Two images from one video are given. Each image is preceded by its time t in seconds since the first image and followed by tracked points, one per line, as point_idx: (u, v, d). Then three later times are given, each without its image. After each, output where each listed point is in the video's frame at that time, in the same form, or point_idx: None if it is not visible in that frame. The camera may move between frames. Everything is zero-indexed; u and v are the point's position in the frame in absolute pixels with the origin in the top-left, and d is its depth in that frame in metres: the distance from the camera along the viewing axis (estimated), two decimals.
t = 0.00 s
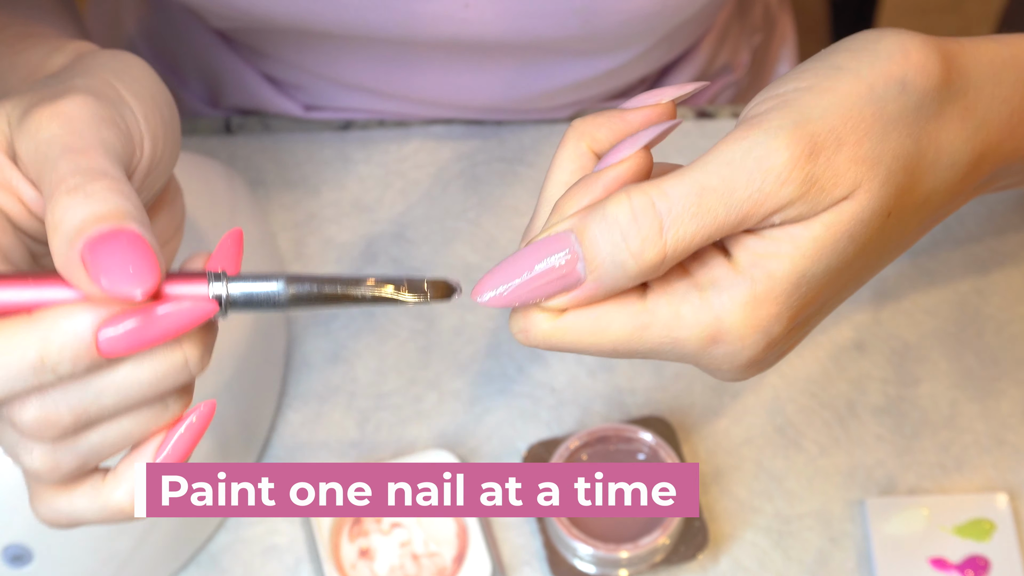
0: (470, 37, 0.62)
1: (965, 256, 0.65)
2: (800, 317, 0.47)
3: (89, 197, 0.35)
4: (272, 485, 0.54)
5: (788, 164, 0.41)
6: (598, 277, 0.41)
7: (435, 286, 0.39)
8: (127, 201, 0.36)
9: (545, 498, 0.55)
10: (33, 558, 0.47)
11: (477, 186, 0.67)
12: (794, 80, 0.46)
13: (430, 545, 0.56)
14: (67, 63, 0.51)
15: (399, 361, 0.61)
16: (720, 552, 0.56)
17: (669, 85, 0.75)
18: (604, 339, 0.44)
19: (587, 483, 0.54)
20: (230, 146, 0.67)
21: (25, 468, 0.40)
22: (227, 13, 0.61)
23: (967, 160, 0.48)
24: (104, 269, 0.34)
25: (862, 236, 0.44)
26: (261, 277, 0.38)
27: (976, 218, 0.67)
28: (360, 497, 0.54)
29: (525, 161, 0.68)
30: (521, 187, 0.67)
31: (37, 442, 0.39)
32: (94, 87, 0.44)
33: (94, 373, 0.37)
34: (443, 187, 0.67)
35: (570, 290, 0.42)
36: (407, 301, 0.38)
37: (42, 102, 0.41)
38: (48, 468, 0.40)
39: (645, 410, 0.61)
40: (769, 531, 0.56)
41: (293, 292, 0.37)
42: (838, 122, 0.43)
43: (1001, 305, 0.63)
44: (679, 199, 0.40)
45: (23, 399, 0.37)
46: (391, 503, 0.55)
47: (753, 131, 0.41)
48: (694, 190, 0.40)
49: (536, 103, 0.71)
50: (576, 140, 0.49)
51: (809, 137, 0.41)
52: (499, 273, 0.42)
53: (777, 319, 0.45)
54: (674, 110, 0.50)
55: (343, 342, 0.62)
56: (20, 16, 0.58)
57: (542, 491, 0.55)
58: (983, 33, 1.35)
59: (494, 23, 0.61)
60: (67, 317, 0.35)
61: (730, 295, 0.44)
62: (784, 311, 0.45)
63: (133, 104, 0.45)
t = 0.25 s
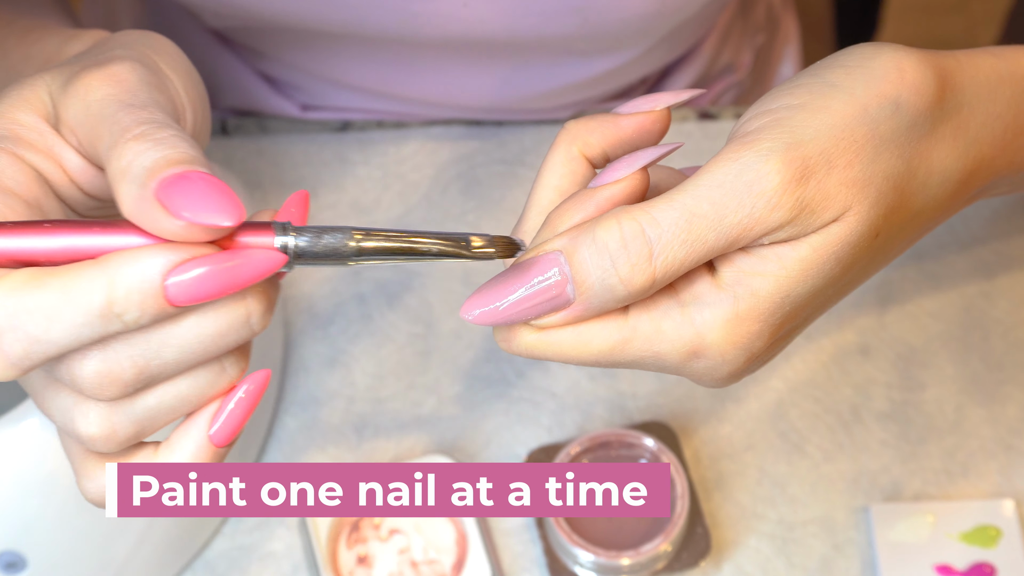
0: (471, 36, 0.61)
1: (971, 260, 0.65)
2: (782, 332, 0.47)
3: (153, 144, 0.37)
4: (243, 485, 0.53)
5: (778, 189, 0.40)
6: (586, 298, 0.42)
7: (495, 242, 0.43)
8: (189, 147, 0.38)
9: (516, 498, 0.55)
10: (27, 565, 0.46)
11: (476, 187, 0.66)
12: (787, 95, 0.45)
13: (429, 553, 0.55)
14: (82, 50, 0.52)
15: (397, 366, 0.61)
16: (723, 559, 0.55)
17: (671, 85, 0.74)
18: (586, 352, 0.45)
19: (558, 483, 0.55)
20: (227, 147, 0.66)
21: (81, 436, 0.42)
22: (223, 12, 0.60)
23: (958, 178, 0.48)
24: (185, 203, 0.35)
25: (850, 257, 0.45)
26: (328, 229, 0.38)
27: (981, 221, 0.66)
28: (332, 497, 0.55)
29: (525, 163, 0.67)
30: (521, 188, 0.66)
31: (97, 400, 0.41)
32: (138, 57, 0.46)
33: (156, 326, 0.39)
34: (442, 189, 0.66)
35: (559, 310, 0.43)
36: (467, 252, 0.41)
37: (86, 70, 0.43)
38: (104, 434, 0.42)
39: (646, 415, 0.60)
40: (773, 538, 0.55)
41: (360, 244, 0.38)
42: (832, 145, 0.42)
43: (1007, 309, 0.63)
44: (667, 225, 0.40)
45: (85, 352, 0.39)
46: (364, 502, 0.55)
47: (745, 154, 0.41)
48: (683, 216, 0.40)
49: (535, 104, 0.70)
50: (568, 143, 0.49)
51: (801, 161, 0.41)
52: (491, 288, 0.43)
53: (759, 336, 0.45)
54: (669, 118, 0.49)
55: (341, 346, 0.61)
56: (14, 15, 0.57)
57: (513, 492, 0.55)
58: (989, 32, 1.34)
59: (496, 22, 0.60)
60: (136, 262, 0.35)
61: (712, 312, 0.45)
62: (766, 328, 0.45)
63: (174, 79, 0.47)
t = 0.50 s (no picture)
0: (471, 36, 0.61)
1: (976, 263, 0.64)
2: (783, 337, 0.46)
3: (183, 146, 0.36)
4: (243, 485, 0.51)
5: (777, 190, 0.40)
6: (584, 299, 0.41)
7: (520, 250, 0.39)
8: (220, 150, 0.36)
9: (517, 498, 0.55)
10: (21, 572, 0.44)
11: (476, 190, 0.65)
12: (788, 95, 0.44)
13: (428, 560, 0.54)
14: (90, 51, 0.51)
15: (396, 370, 0.60)
16: (725, 567, 0.54)
17: (673, 86, 0.73)
18: (584, 355, 0.45)
19: (558, 483, 0.54)
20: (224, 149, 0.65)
21: (100, 439, 0.41)
22: (219, 12, 0.60)
23: (961, 179, 0.47)
24: (220, 206, 0.33)
25: (852, 260, 0.44)
26: (358, 233, 0.35)
27: (987, 224, 0.65)
28: (332, 497, 0.54)
29: (525, 165, 0.67)
30: (521, 191, 0.65)
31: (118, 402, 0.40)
32: (156, 57, 0.45)
33: (185, 330, 0.37)
34: (441, 191, 0.65)
35: (557, 311, 0.42)
36: (495, 262, 0.38)
37: (107, 71, 0.42)
38: (124, 437, 0.41)
39: (648, 420, 0.59)
40: (777, 544, 0.54)
41: (391, 252, 0.35)
42: (832, 145, 0.42)
43: (1013, 312, 0.62)
44: (663, 226, 0.40)
45: (112, 354, 0.38)
46: (363, 503, 0.54)
47: (743, 154, 0.40)
48: (680, 217, 0.40)
49: (534, 105, 0.69)
50: (569, 144, 0.48)
51: (800, 162, 0.40)
52: (488, 290, 0.42)
53: (759, 340, 0.45)
54: (671, 118, 0.48)
55: (339, 350, 0.61)
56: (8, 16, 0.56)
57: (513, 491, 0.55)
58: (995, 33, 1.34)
59: (496, 23, 0.59)
60: (170, 263, 0.33)
61: (711, 316, 0.44)
62: (768, 332, 0.45)
63: (191, 79, 0.46)
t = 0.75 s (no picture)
0: (472, 37, 0.60)
1: (982, 266, 0.63)
2: (787, 342, 0.46)
3: (192, 148, 0.35)
4: (243, 484, 0.50)
5: (781, 193, 0.39)
6: (586, 303, 0.41)
7: (526, 257, 0.39)
8: (229, 153, 0.35)
9: (516, 498, 0.54)
10: None
11: (476, 192, 0.65)
12: (793, 97, 0.44)
13: (427, 567, 0.53)
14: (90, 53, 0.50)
15: (395, 375, 0.59)
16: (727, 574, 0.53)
17: (675, 87, 0.73)
18: (586, 359, 0.44)
19: (558, 483, 0.53)
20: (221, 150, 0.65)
21: (103, 444, 0.41)
22: (216, 13, 0.59)
23: (968, 181, 0.47)
24: (229, 210, 0.32)
25: (858, 263, 0.43)
26: (367, 238, 0.34)
27: (993, 227, 0.65)
28: (332, 497, 0.53)
29: (526, 167, 0.66)
30: (522, 194, 0.64)
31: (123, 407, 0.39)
32: (161, 58, 0.44)
33: (193, 334, 0.37)
34: (440, 194, 0.64)
35: (558, 315, 0.42)
36: (501, 268, 0.38)
37: (112, 71, 0.42)
38: (128, 443, 0.40)
39: (649, 425, 0.58)
40: (780, 551, 0.54)
41: (400, 257, 0.35)
42: (838, 147, 0.41)
43: (1020, 316, 0.61)
44: (666, 229, 0.39)
45: (117, 358, 0.37)
46: (364, 503, 0.53)
47: (747, 156, 0.40)
48: (684, 220, 0.39)
49: (535, 106, 0.69)
50: (571, 145, 0.48)
51: (805, 164, 0.40)
52: (488, 294, 0.42)
53: (763, 345, 0.44)
54: (676, 120, 0.47)
55: (337, 355, 0.60)
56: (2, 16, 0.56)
57: (512, 491, 0.54)
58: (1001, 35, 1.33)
59: (497, 24, 0.59)
60: (179, 266, 0.33)
61: (715, 321, 0.43)
62: (772, 337, 0.44)
63: (195, 80, 0.46)
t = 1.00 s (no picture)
0: (473, 38, 0.59)
1: (988, 270, 0.63)
2: (791, 346, 0.45)
3: (195, 154, 0.34)
4: (244, 484, 0.47)
5: (787, 195, 0.38)
6: (588, 307, 0.40)
7: (530, 264, 0.38)
8: (233, 159, 0.35)
9: (517, 498, 0.53)
10: None
11: (475, 195, 0.64)
12: (797, 97, 0.43)
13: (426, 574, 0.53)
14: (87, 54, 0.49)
15: (393, 380, 0.58)
16: None
17: (677, 88, 0.72)
18: (589, 363, 0.43)
19: (558, 482, 0.53)
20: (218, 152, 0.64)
21: (101, 453, 0.40)
22: (213, 13, 0.58)
23: (975, 183, 0.46)
24: (232, 218, 0.32)
25: (863, 266, 0.42)
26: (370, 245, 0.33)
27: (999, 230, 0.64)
28: (332, 497, 0.51)
29: (526, 169, 0.65)
30: (522, 196, 0.64)
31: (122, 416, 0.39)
32: (160, 62, 0.44)
33: (195, 342, 0.36)
34: (439, 196, 0.64)
35: (559, 320, 0.41)
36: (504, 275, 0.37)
37: (112, 76, 0.41)
38: (127, 452, 0.40)
39: (651, 431, 0.57)
40: (784, 558, 0.53)
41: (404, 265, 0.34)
42: (843, 148, 0.40)
43: None
44: (669, 232, 0.38)
45: (119, 366, 0.36)
46: (364, 503, 0.52)
47: (752, 158, 0.39)
48: (687, 222, 0.38)
49: (535, 108, 0.68)
50: (574, 147, 0.47)
51: (811, 165, 0.39)
52: (488, 300, 0.40)
53: (768, 349, 0.43)
54: (679, 122, 0.47)
55: (335, 359, 0.59)
56: None
57: (512, 491, 0.53)
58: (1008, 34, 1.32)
59: (499, 23, 0.58)
60: (182, 274, 0.32)
61: (719, 324, 0.42)
62: (776, 341, 0.43)
63: (196, 84, 0.45)
